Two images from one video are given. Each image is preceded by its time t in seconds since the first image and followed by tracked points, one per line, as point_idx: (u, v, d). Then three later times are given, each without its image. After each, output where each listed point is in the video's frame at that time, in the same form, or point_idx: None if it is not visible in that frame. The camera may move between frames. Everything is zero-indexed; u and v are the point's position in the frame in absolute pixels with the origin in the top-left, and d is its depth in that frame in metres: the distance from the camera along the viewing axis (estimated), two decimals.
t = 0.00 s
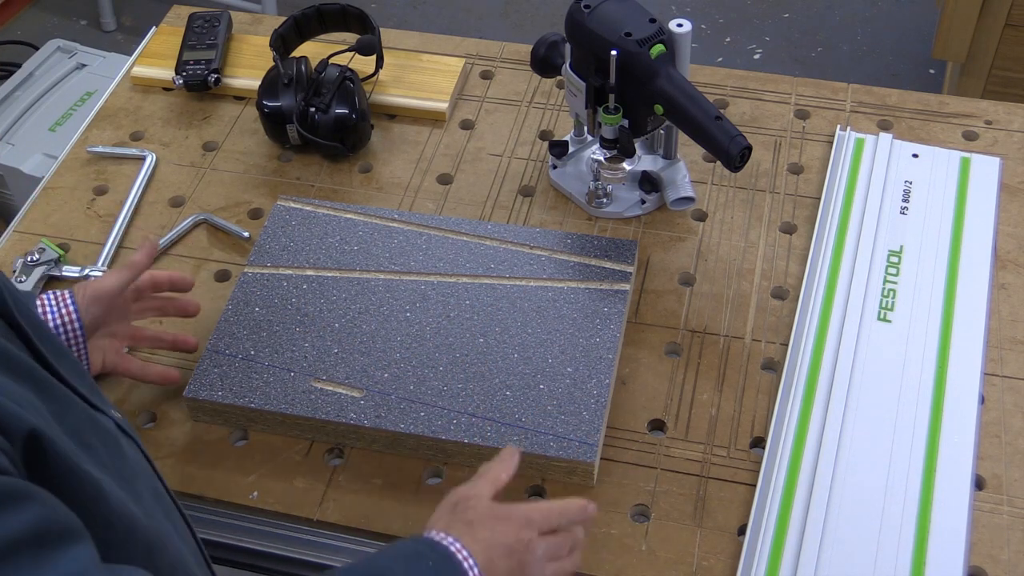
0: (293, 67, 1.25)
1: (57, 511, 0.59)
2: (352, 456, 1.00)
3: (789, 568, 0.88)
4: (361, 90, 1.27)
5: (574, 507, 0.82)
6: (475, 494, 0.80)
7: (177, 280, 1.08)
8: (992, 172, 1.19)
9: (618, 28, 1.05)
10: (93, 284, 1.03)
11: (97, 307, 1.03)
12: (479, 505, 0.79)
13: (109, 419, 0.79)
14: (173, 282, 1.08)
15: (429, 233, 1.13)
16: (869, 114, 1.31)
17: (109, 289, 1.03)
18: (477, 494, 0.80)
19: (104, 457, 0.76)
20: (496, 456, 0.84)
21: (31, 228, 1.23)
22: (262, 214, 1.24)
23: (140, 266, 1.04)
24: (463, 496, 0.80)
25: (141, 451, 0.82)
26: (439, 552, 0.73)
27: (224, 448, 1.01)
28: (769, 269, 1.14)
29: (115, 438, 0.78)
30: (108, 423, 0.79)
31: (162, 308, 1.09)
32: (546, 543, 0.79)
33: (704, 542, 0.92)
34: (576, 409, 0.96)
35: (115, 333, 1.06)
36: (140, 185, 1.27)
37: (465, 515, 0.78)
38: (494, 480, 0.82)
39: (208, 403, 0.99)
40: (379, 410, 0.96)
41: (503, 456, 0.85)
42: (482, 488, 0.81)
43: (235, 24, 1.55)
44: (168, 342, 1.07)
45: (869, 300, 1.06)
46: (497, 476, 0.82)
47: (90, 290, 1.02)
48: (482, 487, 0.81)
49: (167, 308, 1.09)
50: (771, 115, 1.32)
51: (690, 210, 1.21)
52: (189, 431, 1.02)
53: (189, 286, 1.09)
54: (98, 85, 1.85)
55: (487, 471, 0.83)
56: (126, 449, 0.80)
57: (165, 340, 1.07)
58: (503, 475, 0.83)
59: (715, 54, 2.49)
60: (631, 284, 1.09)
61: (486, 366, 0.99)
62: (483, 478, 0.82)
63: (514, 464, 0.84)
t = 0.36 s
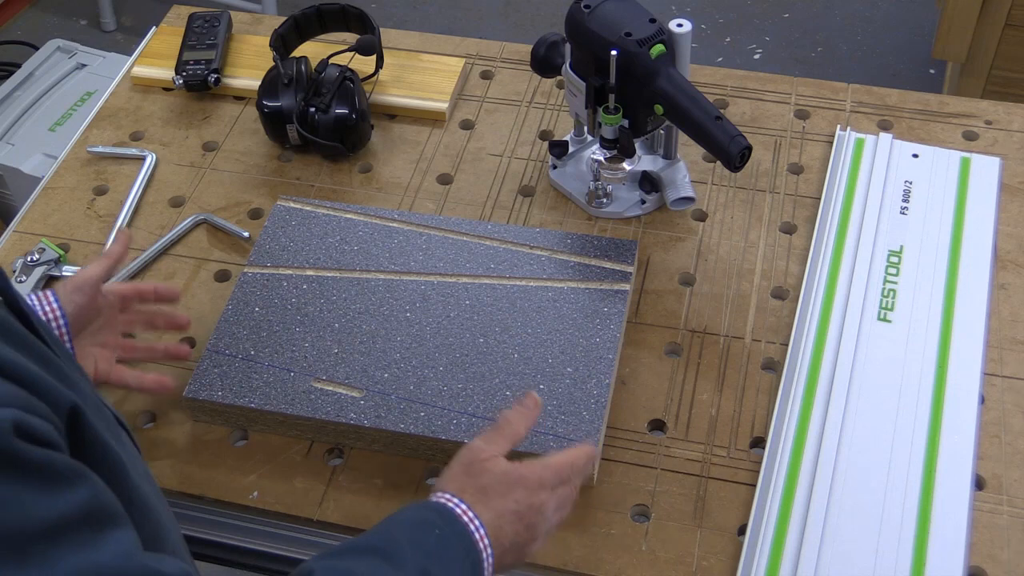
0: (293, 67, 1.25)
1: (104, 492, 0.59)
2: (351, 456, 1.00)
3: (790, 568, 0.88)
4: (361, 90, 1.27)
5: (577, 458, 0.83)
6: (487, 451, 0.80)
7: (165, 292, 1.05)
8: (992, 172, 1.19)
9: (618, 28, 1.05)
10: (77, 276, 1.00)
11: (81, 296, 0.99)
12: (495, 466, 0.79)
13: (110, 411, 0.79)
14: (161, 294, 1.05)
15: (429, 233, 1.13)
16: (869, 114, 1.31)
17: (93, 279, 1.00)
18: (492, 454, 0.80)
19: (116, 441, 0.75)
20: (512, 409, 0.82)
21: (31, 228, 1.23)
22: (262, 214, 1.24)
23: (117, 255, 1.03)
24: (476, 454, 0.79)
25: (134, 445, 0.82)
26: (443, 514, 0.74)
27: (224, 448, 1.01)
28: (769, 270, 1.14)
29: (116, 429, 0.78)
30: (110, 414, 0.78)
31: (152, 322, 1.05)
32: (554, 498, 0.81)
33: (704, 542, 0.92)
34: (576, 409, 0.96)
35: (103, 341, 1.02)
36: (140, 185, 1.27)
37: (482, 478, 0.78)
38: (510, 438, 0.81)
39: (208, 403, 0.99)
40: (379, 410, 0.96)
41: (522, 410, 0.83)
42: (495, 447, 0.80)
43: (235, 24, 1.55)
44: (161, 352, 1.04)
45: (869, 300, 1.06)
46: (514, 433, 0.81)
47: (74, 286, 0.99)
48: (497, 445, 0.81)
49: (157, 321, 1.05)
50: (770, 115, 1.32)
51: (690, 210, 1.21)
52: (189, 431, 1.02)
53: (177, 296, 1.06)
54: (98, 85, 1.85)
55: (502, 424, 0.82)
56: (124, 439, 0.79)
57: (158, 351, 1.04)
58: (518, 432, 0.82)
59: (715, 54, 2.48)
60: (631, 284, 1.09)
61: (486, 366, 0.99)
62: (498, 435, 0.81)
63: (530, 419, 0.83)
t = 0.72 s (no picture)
0: (293, 67, 1.25)
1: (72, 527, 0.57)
2: (352, 456, 1.00)
3: (790, 568, 0.88)
4: (361, 90, 1.27)
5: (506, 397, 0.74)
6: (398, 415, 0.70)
7: (150, 195, 1.03)
8: (992, 172, 1.19)
9: (618, 28, 1.05)
10: (54, 223, 0.93)
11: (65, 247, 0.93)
12: (408, 429, 0.70)
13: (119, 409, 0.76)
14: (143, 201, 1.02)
15: (429, 233, 1.13)
16: (869, 114, 1.31)
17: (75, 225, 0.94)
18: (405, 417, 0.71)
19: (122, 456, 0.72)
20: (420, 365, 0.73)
21: (31, 228, 1.23)
22: (262, 214, 1.24)
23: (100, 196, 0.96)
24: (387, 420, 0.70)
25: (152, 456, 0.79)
26: (361, 495, 0.65)
27: (224, 448, 1.01)
28: (769, 270, 1.14)
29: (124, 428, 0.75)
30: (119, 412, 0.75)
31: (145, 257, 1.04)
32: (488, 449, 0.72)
33: (704, 542, 0.92)
34: (576, 409, 0.96)
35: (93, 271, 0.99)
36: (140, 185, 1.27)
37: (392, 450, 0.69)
38: (424, 397, 0.72)
39: (208, 403, 0.99)
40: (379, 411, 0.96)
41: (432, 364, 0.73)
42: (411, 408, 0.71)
43: (236, 24, 1.55)
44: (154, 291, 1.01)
45: (869, 300, 1.06)
46: (426, 391, 0.72)
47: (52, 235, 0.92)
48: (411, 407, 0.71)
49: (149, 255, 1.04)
50: (770, 115, 1.32)
51: (690, 210, 1.21)
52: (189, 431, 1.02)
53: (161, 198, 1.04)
54: (98, 86, 1.85)
55: (413, 385, 0.73)
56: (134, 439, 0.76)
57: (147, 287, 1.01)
58: (431, 388, 0.73)
59: (715, 54, 2.48)
60: (631, 283, 1.09)
61: (486, 366, 0.99)
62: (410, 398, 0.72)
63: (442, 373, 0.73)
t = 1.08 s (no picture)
0: (293, 67, 1.25)
1: None
2: (351, 456, 1.00)
3: (790, 568, 0.88)
4: (361, 90, 1.27)
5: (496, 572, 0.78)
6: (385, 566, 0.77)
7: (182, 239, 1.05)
8: (992, 172, 1.19)
9: (619, 28, 1.05)
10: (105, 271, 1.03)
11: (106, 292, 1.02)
12: None
13: (133, 460, 0.74)
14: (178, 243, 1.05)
15: (429, 233, 1.13)
16: (869, 114, 1.31)
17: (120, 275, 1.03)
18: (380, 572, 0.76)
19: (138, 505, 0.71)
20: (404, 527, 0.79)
21: (31, 228, 1.23)
22: (262, 214, 1.24)
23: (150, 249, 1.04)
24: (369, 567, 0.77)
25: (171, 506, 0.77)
26: None
27: (224, 448, 1.01)
28: (769, 269, 1.14)
29: (138, 480, 0.72)
30: (132, 464, 0.73)
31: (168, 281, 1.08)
32: None
33: (704, 543, 0.92)
34: (576, 409, 0.96)
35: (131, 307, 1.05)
36: (140, 185, 1.27)
37: None
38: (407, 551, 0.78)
39: (208, 403, 0.99)
40: (379, 410, 0.96)
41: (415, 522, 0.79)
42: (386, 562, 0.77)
43: (236, 24, 1.55)
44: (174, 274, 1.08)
45: (869, 300, 1.06)
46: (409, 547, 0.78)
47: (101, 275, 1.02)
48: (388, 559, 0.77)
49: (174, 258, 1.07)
50: (771, 115, 1.32)
51: (690, 210, 1.21)
52: (189, 431, 1.02)
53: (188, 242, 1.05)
54: (98, 85, 1.85)
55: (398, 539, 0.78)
56: (148, 492, 0.73)
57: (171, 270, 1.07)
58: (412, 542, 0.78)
59: (715, 54, 2.49)
60: (631, 284, 1.09)
61: (486, 366, 0.99)
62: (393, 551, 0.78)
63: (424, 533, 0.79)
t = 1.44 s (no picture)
0: (293, 67, 1.25)
1: None
2: (352, 456, 1.00)
3: (790, 568, 0.88)
4: (361, 90, 1.27)
5: None
6: None
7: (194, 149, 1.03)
8: (992, 172, 1.19)
9: (618, 28, 1.05)
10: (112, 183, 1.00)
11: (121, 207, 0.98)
12: None
13: (123, 473, 0.73)
14: (191, 150, 1.03)
15: (429, 233, 1.13)
16: (869, 114, 1.31)
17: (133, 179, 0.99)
18: None
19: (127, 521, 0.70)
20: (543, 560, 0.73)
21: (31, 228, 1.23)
22: (262, 214, 1.24)
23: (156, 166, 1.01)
24: None
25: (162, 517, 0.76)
26: None
27: (224, 448, 1.01)
28: (769, 270, 1.14)
29: (128, 494, 0.71)
30: (122, 477, 0.72)
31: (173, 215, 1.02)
32: None
33: (704, 543, 0.92)
34: (576, 408, 0.96)
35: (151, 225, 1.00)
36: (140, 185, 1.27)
37: None
38: None
39: (208, 403, 0.99)
40: (379, 410, 0.96)
41: None
42: None
43: (235, 24, 1.55)
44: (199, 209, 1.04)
45: (869, 300, 1.06)
46: None
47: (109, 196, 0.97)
48: None
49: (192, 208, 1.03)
50: (770, 115, 1.32)
51: (690, 210, 1.21)
52: (189, 431, 1.02)
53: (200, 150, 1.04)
54: (98, 85, 1.86)
55: None
56: (140, 508, 0.73)
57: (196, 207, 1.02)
58: None
59: (715, 54, 2.48)
60: (631, 284, 1.09)
61: (486, 366, 0.99)
62: None
63: None
